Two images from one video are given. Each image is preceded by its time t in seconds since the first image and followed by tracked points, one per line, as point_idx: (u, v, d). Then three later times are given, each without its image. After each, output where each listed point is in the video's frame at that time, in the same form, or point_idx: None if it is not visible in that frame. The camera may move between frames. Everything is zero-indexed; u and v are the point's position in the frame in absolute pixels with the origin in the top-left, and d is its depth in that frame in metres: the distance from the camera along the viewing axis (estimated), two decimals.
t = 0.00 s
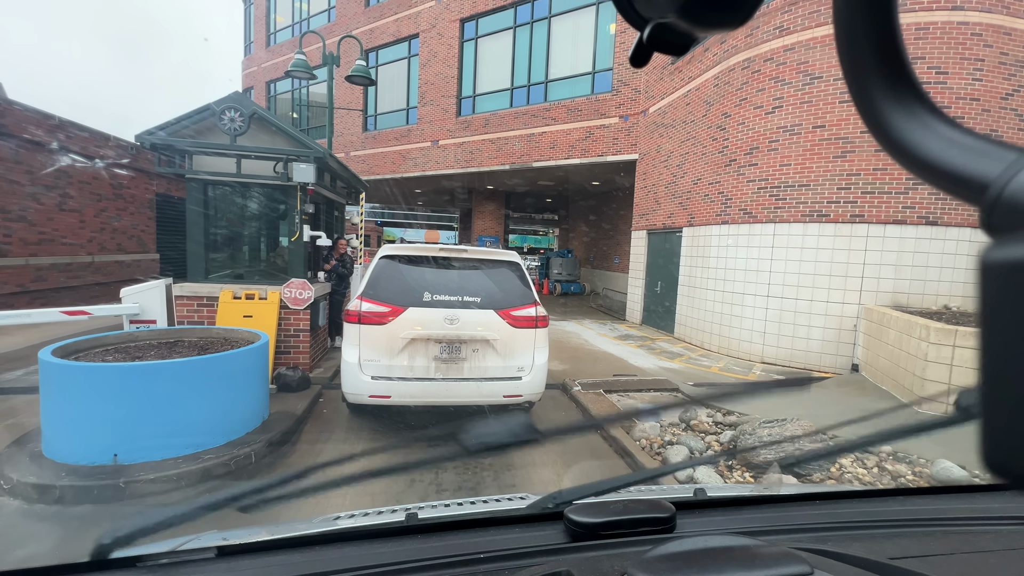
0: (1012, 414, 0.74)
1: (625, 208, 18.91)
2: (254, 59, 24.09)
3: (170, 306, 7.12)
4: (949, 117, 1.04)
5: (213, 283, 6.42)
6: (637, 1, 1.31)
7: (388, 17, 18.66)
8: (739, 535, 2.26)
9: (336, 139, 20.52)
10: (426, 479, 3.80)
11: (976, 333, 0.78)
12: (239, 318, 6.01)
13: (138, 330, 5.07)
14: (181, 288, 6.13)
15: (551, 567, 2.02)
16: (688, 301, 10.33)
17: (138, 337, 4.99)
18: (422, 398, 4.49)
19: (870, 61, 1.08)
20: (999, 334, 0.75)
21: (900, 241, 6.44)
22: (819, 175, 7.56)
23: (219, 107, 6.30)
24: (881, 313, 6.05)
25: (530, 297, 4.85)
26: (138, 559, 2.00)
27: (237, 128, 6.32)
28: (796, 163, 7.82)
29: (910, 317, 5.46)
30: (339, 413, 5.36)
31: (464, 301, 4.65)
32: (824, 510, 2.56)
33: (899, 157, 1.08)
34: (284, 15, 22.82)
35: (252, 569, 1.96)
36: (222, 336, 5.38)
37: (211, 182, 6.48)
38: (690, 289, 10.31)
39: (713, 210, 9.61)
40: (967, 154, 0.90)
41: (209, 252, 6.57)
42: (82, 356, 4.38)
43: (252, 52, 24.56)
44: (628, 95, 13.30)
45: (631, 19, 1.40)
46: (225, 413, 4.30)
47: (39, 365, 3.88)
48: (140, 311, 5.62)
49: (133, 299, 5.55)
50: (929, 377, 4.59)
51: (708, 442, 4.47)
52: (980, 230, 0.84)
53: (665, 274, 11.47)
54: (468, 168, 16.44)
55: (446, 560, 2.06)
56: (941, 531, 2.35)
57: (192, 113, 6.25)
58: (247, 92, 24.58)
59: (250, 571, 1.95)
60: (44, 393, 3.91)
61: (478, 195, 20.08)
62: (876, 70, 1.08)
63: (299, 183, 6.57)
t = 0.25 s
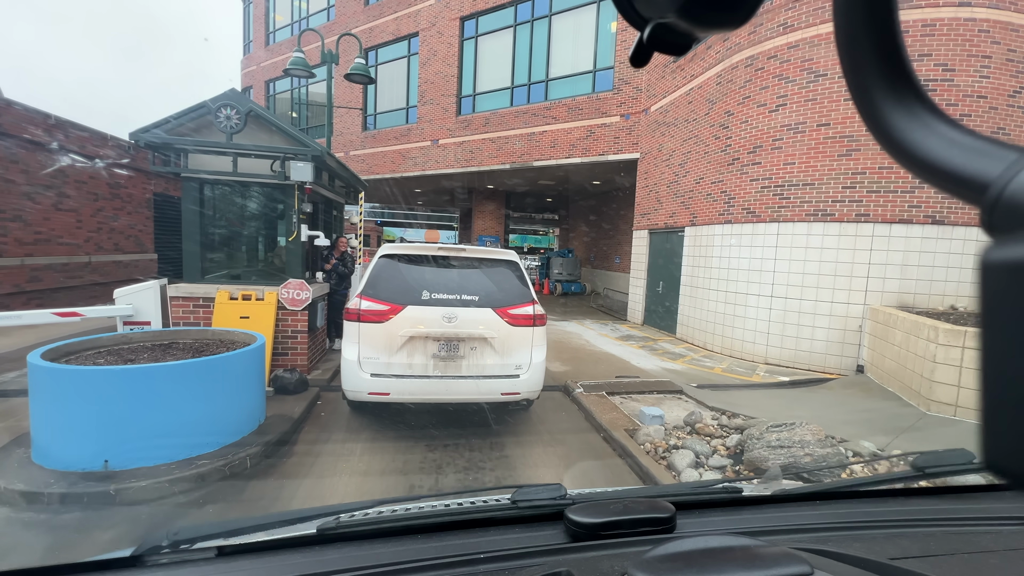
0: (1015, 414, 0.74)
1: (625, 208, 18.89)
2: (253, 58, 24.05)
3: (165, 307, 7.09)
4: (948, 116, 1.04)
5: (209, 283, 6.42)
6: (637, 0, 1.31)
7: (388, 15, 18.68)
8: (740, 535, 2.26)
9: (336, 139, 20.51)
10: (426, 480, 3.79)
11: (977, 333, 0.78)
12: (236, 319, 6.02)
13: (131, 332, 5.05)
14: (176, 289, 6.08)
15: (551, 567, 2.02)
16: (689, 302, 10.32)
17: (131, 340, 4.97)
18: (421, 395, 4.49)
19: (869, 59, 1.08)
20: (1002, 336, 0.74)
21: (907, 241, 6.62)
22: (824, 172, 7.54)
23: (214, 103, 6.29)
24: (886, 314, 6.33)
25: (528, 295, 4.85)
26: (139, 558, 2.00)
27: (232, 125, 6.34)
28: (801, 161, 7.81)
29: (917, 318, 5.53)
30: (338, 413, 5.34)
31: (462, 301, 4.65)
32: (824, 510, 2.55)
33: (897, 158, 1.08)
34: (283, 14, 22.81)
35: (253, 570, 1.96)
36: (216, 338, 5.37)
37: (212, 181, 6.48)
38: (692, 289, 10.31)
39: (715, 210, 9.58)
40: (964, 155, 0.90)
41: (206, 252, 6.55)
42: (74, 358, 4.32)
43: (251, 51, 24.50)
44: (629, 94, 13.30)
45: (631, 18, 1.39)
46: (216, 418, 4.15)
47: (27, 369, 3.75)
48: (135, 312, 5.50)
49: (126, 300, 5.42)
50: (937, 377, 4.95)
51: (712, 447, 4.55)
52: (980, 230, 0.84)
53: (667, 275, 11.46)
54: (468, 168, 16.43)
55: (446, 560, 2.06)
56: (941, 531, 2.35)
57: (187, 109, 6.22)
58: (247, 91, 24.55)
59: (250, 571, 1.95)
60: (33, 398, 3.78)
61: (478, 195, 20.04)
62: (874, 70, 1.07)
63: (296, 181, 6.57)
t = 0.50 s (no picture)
0: (1016, 414, 0.74)
1: (625, 207, 18.88)
2: (253, 57, 24.04)
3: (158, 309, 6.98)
4: (947, 116, 1.04)
5: (205, 284, 6.38)
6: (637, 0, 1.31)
7: (388, 14, 18.68)
8: (739, 535, 2.26)
9: (336, 138, 20.50)
10: (426, 480, 3.79)
11: (977, 333, 0.78)
12: (230, 321, 5.96)
13: (122, 334, 4.93)
14: (171, 291, 6.01)
15: (550, 567, 2.03)
16: (692, 302, 10.34)
17: (121, 343, 4.86)
18: (421, 392, 4.50)
19: (870, 58, 1.08)
20: (1001, 336, 0.74)
21: (916, 241, 6.65)
22: (831, 171, 7.51)
23: (208, 100, 6.27)
24: (894, 314, 6.29)
25: (526, 292, 4.84)
26: (139, 558, 2.00)
27: (228, 122, 6.34)
28: (807, 159, 7.80)
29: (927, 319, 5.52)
30: (338, 413, 5.35)
31: (462, 299, 4.65)
32: (824, 510, 2.55)
33: (898, 158, 1.08)
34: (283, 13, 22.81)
35: (253, 569, 1.96)
36: (210, 341, 5.26)
37: (213, 181, 6.50)
38: (695, 290, 10.32)
39: (719, 209, 9.58)
40: (965, 154, 0.90)
41: (202, 253, 6.53)
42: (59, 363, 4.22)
43: (251, 50, 24.48)
44: (630, 91, 13.23)
45: (631, 18, 1.39)
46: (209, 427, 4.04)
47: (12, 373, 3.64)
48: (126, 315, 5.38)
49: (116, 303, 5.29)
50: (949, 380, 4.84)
51: (722, 453, 4.40)
52: (980, 229, 0.84)
53: (669, 275, 11.47)
54: (468, 167, 16.43)
55: (446, 560, 2.06)
56: (940, 530, 2.35)
57: (181, 107, 6.21)
58: (245, 90, 24.47)
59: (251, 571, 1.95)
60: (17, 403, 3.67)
61: (478, 194, 20.02)
62: (876, 70, 1.07)
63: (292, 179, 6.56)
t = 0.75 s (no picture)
0: (1016, 415, 0.74)
1: (626, 207, 18.87)
2: (251, 55, 24.00)
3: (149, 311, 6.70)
4: (947, 116, 1.04)
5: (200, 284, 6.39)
6: None
7: (388, 12, 18.69)
8: (739, 535, 2.26)
9: (336, 137, 20.50)
10: (425, 480, 3.79)
11: (976, 333, 0.78)
12: (226, 322, 5.92)
13: (112, 337, 4.80)
14: (164, 292, 6.01)
15: (550, 567, 2.03)
16: (696, 302, 10.36)
17: (112, 345, 4.73)
18: (422, 389, 4.50)
19: (871, 58, 1.07)
20: (1000, 336, 0.74)
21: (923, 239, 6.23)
22: (837, 170, 7.29)
23: (199, 96, 6.16)
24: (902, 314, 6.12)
25: (525, 291, 4.84)
26: (139, 558, 2.00)
27: (222, 119, 6.24)
28: (813, 157, 7.62)
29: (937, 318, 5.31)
30: (338, 413, 5.35)
31: (462, 297, 4.65)
32: (823, 509, 2.56)
33: (899, 157, 1.08)
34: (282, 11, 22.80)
35: (252, 569, 1.96)
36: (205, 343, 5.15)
37: (212, 180, 6.49)
38: (698, 289, 10.33)
39: (724, 208, 9.57)
40: (966, 154, 0.89)
41: (196, 252, 6.51)
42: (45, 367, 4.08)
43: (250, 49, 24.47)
44: (632, 90, 13.21)
45: (631, 18, 1.39)
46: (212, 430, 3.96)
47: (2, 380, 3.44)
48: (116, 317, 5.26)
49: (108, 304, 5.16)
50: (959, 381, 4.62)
51: (732, 460, 4.17)
52: (980, 229, 0.84)
53: (671, 275, 11.47)
54: (468, 166, 16.43)
55: (446, 560, 2.06)
56: (939, 530, 2.35)
57: (172, 103, 6.11)
58: (243, 88, 24.49)
59: (251, 571, 1.95)
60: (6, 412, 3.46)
61: (478, 194, 20.00)
62: (876, 70, 1.07)
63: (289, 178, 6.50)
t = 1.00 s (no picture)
0: (1017, 414, 0.74)
1: (626, 207, 18.88)
2: (249, 54, 23.93)
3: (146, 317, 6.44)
4: (947, 116, 1.04)
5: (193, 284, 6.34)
6: None
7: (388, 9, 18.69)
8: (739, 535, 2.26)
9: (336, 136, 20.50)
10: (426, 480, 3.79)
11: (977, 332, 0.78)
12: (218, 325, 5.85)
13: (98, 342, 4.76)
14: (155, 293, 5.97)
15: (551, 567, 2.03)
16: (700, 303, 10.37)
17: (98, 350, 4.69)
18: (422, 387, 4.50)
19: (871, 58, 1.07)
20: (1000, 335, 0.75)
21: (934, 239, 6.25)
22: (846, 169, 7.19)
23: (192, 90, 6.11)
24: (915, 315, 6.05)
25: (523, 291, 4.84)
26: (139, 558, 2.00)
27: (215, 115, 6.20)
28: (820, 155, 7.50)
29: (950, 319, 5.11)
30: (338, 413, 5.35)
31: (461, 297, 4.65)
32: (823, 509, 2.56)
33: (899, 158, 1.08)
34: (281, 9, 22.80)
35: (252, 569, 1.96)
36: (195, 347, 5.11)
37: (211, 180, 6.46)
38: (702, 290, 10.35)
39: (730, 207, 9.53)
40: (967, 154, 0.89)
41: (189, 251, 6.45)
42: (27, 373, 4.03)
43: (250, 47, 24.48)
44: (634, 87, 13.19)
45: (631, 18, 1.39)
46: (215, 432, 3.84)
47: None
48: (102, 319, 5.13)
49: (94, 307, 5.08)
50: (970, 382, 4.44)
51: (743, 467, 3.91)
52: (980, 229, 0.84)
53: (675, 274, 11.48)
54: (468, 165, 16.44)
55: (446, 560, 2.06)
56: (940, 530, 2.35)
57: (165, 98, 6.06)
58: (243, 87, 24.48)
59: (250, 571, 1.95)
60: None
61: (478, 193, 19.98)
62: (876, 70, 1.07)
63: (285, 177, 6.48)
